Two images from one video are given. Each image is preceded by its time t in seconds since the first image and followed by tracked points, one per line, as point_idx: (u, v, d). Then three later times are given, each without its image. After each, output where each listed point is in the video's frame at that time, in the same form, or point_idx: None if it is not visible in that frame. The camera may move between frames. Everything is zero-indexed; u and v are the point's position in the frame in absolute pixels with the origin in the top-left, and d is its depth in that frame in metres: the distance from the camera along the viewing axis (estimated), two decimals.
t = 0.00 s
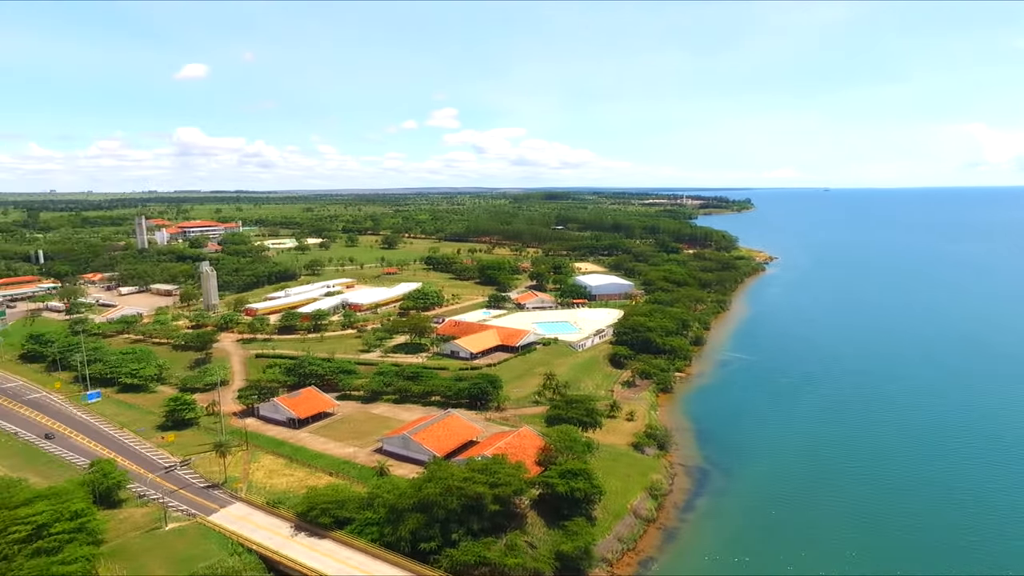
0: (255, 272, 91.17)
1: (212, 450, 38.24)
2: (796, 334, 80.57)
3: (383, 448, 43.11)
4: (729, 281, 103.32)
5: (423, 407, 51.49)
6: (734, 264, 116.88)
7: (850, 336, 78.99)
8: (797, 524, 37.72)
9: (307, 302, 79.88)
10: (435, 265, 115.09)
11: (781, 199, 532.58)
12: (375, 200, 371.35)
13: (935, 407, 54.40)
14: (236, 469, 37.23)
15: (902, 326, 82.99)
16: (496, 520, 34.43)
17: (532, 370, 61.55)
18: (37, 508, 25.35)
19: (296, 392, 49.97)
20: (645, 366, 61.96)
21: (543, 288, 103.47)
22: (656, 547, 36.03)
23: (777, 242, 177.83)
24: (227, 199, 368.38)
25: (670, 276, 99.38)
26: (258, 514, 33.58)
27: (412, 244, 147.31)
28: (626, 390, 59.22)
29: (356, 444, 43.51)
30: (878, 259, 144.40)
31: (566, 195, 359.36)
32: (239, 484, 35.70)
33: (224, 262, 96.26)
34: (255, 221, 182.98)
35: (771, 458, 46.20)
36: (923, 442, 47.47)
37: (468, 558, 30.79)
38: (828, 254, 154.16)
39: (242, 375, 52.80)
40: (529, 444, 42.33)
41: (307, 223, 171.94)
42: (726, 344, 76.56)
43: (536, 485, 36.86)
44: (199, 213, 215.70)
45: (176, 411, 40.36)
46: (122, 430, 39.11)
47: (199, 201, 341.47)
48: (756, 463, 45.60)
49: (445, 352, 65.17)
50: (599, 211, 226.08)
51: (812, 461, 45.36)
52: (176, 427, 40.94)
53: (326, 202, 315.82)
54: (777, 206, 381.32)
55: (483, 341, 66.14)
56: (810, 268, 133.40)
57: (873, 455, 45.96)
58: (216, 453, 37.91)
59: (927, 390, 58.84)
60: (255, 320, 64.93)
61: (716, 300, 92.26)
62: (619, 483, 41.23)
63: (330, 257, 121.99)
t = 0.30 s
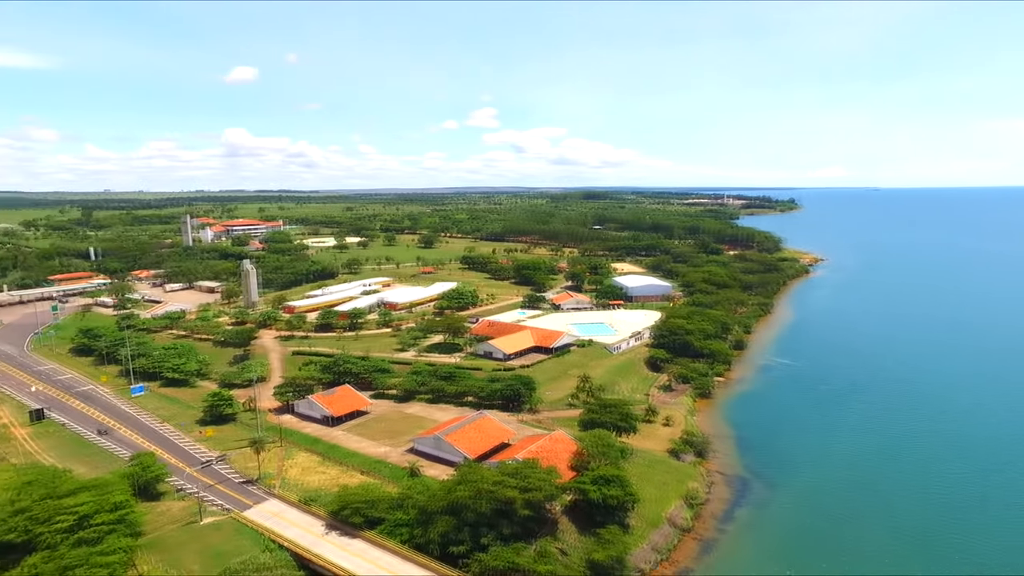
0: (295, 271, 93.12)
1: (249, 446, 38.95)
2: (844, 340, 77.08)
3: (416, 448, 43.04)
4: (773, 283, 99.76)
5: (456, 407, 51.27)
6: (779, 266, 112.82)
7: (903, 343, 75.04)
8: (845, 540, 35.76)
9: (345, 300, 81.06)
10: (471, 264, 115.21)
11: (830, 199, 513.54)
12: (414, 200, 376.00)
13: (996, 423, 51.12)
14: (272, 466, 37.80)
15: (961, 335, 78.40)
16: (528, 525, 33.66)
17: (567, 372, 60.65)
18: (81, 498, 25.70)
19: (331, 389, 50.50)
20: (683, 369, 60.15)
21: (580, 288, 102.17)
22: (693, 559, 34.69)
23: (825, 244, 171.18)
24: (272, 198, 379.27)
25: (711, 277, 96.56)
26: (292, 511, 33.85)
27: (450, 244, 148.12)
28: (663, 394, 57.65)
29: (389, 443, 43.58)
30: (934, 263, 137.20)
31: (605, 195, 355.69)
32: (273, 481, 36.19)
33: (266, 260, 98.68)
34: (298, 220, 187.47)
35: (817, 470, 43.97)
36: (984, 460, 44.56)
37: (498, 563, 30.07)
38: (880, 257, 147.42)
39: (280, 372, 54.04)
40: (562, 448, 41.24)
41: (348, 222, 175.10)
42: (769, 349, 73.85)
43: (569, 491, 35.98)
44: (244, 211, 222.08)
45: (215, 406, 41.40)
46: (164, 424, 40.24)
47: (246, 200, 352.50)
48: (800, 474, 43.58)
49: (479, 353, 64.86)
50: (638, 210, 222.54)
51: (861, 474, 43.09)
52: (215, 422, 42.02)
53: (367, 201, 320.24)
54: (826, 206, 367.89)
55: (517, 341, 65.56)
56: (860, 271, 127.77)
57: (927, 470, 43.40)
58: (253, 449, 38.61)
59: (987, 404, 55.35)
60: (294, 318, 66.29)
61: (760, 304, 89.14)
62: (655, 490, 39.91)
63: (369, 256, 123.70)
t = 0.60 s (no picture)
0: (339, 269, 94.94)
1: (288, 443, 39.61)
2: (902, 347, 72.91)
3: (452, 449, 42.85)
4: (825, 287, 95.45)
5: (493, 409, 50.86)
6: (831, 268, 108.01)
7: (968, 352, 70.38)
8: (903, 561, 33.49)
9: (385, 299, 82.02)
10: (512, 264, 114.94)
11: (887, 199, 490.23)
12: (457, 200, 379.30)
13: None
14: (309, 463, 38.29)
15: None
16: (563, 533, 32.71)
17: (607, 375, 59.41)
18: (126, 490, 26.36)
19: (370, 388, 50.95)
20: (727, 375, 58.00)
21: (621, 289, 100.37)
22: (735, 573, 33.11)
23: (882, 246, 163.17)
24: (319, 198, 389.43)
25: (758, 279, 93.10)
26: (327, 510, 34.08)
27: (490, 243, 148.38)
28: (706, 400, 55.75)
29: (426, 444, 43.52)
30: (1004, 267, 128.66)
31: (649, 195, 350.00)
32: (310, 478, 36.61)
33: (311, 259, 101.01)
34: (344, 220, 191.72)
35: (869, 485, 41.51)
36: None
37: (531, 570, 29.20)
38: (942, 260, 139.42)
39: (320, 368, 55.13)
40: (600, 454, 39.90)
41: (391, 221, 177.78)
42: (819, 355, 70.61)
43: (606, 499, 34.95)
44: (291, 211, 228.21)
45: (257, 402, 42.39)
46: (208, 418, 41.39)
47: (295, 199, 363.10)
48: (853, 488, 41.22)
49: (518, 354, 64.30)
50: (683, 210, 217.70)
51: (920, 491, 40.42)
52: (257, 418, 43.01)
53: (410, 200, 325.45)
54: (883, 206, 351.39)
55: (556, 342, 64.67)
56: (920, 274, 121.05)
57: (994, 490, 40.37)
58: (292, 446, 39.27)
59: None
60: (335, 316, 67.52)
61: (810, 308, 85.36)
62: (695, 501, 38.38)
63: (411, 255, 125.15)
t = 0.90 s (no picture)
0: (377, 268, 96.20)
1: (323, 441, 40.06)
2: (960, 354, 68.77)
3: (484, 451, 42.47)
4: (877, 291, 91.01)
5: (527, 411, 50.23)
6: (884, 271, 103.00)
7: None
8: None
9: (422, 298, 82.62)
10: (549, 265, 114.01)
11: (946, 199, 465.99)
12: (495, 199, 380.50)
13: None
14: (343, 461, 38.62)
15: None
16: (595, 541, 31.80)
17: (644, 379, 57.95)
18: (165, 483, 26.97)
19: (405, 387, 51.12)
20: (770, 381, 55.76)
21: (660, 291, 98.22)
22: None
23: (940, 248, 154.96)
24: (362, 198, 397.03)
25: (805, 282, 89.49)
26: (359, 509, 34.17)
27: (528, 243, 147.75)
28: (748, 407, 53.71)
29: (458, 445, 43.28)
30: None
31: (690, 195, 342.80)
32: (344, 476, 36.89)
33: (350, 257, 102.74)
34: (384, 219, 194.64)
35: (924, 500, 39.07)
36: None
37: None
38: (1006, 263, 131.20)
39: (357, 367, 55.79)
40: (635, 460, 38.67)
41: (430, 221, 179.41)
42: (869, 361, 67.27)
43: (640, 507, 33.89)
44: (333, 211, 232.98)
45: (293, 399, 43.13)
46: (247, 413, 42.33)
47: (338, 198, 371.30)
48: (906, 503, 38.89)
49: (553, 355, 63.49)
50: (727, 210, 211.98)
51: (982, 510, 37.79)
52: (294, 415, 43.76)
53: (449, 200, 327.63)
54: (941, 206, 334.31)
55: (593, 344, 63.53)
56: (982, 278, 114.22)
57: None
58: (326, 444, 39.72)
59: None
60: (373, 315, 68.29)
61: (861, 312, 81.45)
62: (735, 512, 36.81)
63: (449, 255, 125.84)
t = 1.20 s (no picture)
0: (417, 268, 97.05)
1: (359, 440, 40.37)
2: None
3: (519, 454, 41.81)
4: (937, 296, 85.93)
5: (565, 414, 49.28)
6: (945, 274, 97.29)
7: None
8: None
9: (461, 298, 82.82)
10: (590, 265, 112.45)
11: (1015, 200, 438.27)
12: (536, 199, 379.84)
13: None
14: (379, 460, 38.77)
15: None
16: (631, 552, 30.67)
17: (686, 384, 56.15)
18: (204, 478, 27.53)
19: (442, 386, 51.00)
20: (820, 389, 53.15)
21: (704, 293, 95.44)
22: None
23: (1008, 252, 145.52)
24: (405, 197, 402.98)
25: (859, 285, 85.26)
26: (393, 510, 33.88)
27: (569, 243, 146.47)
28: (795, 415, 51.33)
29: (494, 447, 42.79)
30: None
31: (737, 194, 333.50)
32: (379, 476, 37.00)
33: (391, 257, 104.02)
34: (426, 219, 196.74)
35: (987, 521, 36.44)
36: None
37: None
38: None
39: (395, 366, 56.20)
40: (675, 468, 37.27)
41: (471, 220, 180.18)
42: (928, 370, 63.43)
43: (679, 518, 32.61)
44: (379, 210, 237.32)
45: (331, 397, 43.73)
46: (286, 410, 43.13)
47: (382, 198, 378.03)
48: (966, 524, 36.35)
49: (592, 358, 62.28)
50: (775, 210, 205.07)
51: None
52: (332, 412, 44.33)
53: (490, 199, 329.58)
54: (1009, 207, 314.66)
55: (633, 347, 62.00)
56: None
57: None
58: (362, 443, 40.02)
59: None
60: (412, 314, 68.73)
61: (920, 318, 76.95)
62: (780, 527, 35.04)
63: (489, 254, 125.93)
